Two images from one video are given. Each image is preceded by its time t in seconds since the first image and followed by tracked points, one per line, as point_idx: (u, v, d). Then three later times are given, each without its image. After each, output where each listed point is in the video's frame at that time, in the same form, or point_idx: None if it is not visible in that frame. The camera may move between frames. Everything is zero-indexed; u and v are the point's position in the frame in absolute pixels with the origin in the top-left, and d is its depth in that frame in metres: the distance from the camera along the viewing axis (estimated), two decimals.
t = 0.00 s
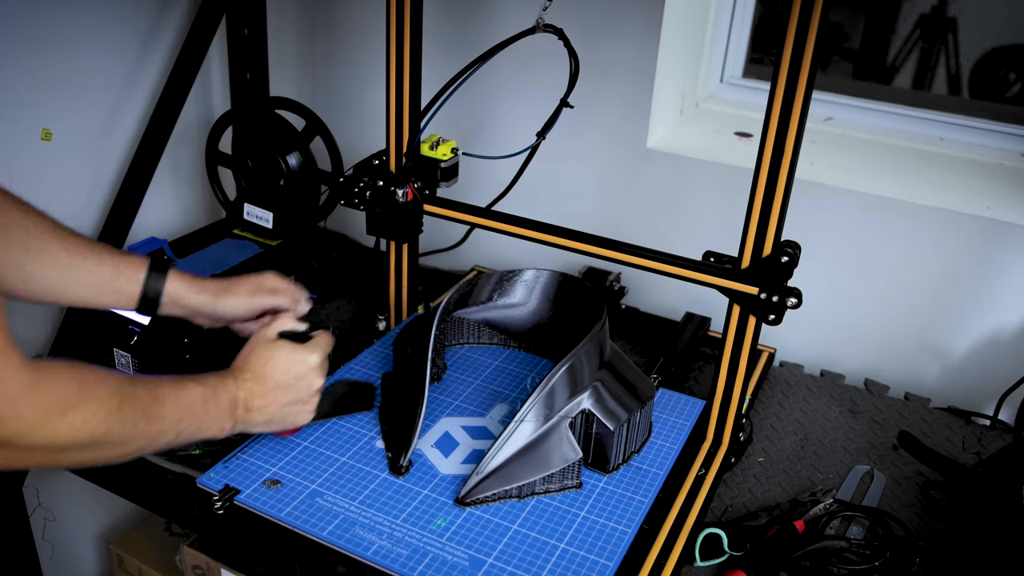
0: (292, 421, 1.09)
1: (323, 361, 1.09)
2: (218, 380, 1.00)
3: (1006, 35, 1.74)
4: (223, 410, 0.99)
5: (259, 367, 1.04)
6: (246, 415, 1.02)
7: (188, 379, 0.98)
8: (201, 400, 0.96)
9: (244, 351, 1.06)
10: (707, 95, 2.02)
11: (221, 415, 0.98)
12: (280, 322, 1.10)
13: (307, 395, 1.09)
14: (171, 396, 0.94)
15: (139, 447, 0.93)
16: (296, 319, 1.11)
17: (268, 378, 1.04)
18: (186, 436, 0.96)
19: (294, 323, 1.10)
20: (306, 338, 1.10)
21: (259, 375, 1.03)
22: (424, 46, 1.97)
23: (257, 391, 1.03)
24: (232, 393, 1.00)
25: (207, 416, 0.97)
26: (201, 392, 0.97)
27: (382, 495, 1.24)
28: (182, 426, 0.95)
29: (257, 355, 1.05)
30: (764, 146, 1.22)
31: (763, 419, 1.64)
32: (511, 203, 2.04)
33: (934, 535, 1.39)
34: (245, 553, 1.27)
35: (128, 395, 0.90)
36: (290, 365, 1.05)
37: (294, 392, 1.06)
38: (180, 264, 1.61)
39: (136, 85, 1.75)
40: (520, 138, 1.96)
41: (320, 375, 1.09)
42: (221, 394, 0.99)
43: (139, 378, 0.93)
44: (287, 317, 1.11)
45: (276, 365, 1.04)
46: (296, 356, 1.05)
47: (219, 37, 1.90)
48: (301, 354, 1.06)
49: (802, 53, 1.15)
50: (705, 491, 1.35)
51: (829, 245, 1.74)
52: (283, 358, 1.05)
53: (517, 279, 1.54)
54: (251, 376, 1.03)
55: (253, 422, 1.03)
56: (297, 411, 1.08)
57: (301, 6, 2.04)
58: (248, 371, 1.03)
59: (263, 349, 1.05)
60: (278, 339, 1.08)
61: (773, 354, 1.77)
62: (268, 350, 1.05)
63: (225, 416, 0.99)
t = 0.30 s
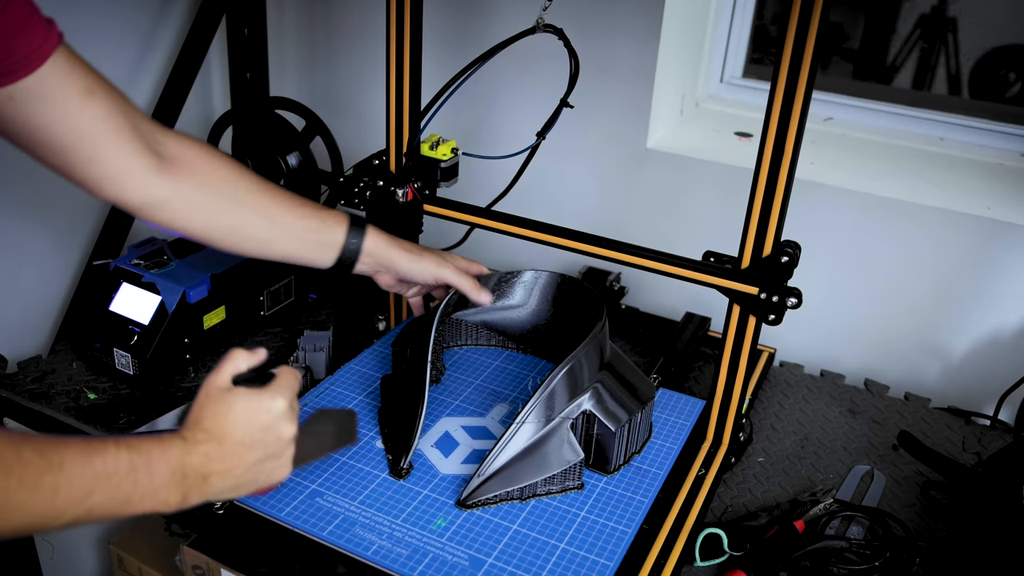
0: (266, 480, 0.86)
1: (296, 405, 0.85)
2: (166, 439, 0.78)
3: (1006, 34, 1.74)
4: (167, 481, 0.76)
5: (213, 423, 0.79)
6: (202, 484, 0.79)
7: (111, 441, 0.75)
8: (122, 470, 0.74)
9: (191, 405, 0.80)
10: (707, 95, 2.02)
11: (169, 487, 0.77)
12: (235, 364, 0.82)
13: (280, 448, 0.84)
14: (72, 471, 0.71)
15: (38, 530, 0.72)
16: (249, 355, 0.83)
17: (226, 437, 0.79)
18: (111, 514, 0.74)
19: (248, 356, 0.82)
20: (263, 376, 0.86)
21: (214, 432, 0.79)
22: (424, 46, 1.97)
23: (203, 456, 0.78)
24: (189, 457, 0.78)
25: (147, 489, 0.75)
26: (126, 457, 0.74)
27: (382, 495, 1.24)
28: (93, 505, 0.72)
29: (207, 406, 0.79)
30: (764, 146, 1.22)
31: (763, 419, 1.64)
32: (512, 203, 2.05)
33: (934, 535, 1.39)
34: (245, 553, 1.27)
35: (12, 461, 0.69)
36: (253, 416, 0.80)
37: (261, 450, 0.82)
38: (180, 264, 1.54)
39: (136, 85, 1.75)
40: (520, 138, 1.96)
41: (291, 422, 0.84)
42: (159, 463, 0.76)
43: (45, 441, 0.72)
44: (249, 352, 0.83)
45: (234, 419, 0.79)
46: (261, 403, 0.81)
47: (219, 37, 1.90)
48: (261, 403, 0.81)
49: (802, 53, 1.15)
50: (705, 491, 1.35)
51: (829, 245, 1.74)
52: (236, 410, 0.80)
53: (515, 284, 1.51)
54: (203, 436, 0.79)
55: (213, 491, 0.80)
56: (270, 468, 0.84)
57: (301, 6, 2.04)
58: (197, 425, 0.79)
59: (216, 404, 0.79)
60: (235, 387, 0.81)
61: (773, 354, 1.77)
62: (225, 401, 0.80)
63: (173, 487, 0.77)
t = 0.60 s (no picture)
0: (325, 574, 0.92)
1: (365, 514, 0.90)
2: (219, 503, 0.87)
3: (1006, 34, 1.74)
4: (208, 547, 0.85)
5: (275, 503, 0.88)
6: (243, 558, 0.86)
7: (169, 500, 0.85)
8: (162, 531, 0.83)
9: (274, 480, 0.90)
10: (707, 95, 2.02)
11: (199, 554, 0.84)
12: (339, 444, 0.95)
13: (334, 553, 0.89)
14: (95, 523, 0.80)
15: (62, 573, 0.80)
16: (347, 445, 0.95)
17: (281, 519, 0.87)
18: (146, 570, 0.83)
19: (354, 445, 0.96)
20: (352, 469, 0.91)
21: (270, 513, 0.87)
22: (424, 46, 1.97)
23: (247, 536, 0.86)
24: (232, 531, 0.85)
25: (187, 549, 0.83)
26: (168, 519, 0.83)
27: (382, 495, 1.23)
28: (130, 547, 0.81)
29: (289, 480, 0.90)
30: (764, 146, 1.22)
31: (763, 419, 1.64)
32: (512, 203, 2.05)
33: (934, 535, 1.39)
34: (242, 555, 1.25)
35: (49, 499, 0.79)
36: (314, 511, 0.87)
37: (314, 547, 0.88)
38: (181, 264, 1.54)
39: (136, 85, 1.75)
40: (520, 138, 1.96)
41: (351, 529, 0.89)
42: (204, 529, 0.84)
43: (91, 489, 0.83)
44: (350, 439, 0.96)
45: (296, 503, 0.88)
46: (327, 501, 0.88)
47: (219, 37, 1.90)
48: (328, 501, 0.88)
49: (803, 53, 1.15)
50: (705, 491, 1.35)
51: (829, 245, 1.74)
52: (301, 488, 0.89)
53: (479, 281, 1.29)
54: (260, 511, 0.87)
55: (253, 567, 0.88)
56: (319, 566, 0.90)
57: (301, 6, 2.04)
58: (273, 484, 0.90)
59: (291, 479, 0.90)
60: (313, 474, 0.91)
61: (773, 353, 1.77)
62: (299, 481, 0.90)
63: (210, 555, 0.85)
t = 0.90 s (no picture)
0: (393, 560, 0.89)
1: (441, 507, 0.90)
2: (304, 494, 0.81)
3: (1006, 35, 1.74)
4: (297, 540, 0.78)
5: (359, 498, 0.84)
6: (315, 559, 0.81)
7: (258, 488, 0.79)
8: (260, 519, 0.76)
9: (347, 476, 0.87)
10: (707, 95, 2.02)
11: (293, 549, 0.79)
12: (407, 429, 0.89)
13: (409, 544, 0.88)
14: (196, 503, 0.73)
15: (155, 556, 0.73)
16: (414, 436, 0.88)
17: (367, 514, 0.84)
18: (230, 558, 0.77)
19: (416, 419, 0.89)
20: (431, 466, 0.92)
21: (357, 509, 0.83)
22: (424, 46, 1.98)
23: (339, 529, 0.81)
24: (324, 524, 0.81)
25: (277, 539, 0.77)
26: (264, 507, 0.77)
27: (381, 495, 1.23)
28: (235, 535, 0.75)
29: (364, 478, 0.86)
30: (764, 146, 1.22)
31: (763, 419, 1.64)
32: (513, 203, 2.05)
33: (934, 535, 1.39)
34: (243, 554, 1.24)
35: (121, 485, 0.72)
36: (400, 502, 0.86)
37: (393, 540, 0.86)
38: (181, 264, 1.54)
39: (136, 85, 1.75)
40: (520, 138, 1.96)
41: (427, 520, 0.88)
42: (295, 520, 0.79)
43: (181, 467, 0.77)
44: (408, 424, 0.89)
45: (379, 497, 0.85)
46: (407, 493, 0.87)
47: (219, 37, 1.90)
48: (409, 495, 0.87)
49: (802, 53, 1.15)
50: (705, 491, 1.35)
51: (829, 246, 1.74)
52: (383, 484, 0.86)
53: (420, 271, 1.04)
54: (346, 507, 0.83)
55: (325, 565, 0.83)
56: (392, 555, 0.88)
57: (301, 7, 2.04)
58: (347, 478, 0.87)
59: (367, 477, 0.86)
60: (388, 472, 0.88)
61: (773, 354, 1.77)
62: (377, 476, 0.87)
63: (299, 548, 0.79)
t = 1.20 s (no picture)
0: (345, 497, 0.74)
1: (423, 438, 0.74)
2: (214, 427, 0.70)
3: (1005, 35, 1.73)
4: (208, 478, 0.69)
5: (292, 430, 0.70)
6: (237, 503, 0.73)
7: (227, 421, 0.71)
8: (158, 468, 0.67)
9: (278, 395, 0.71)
10: (707, 95, 2.02)
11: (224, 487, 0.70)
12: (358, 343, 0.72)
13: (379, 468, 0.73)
14: (205, 445, 0.69)
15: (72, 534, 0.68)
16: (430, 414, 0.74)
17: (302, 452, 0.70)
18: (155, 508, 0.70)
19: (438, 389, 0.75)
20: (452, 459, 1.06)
21: (282, 440, 0.70)
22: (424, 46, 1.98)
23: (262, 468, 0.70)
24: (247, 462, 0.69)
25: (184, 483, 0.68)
26: (160, 450, 0.68)
27: (381, 496, 1.24)
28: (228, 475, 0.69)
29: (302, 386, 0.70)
30: (764, 146, 1.22)
31: (763, 419, 1.64)
32: (514, 203, 2.05)
33: (934, 535, 1.39)
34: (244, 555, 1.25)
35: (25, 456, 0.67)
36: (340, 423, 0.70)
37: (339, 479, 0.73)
38: (181, 264, 1.54)
39: (136, 86, 1.75)
40: (520, 138, 1.96)
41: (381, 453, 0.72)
42: (201, 459, 0.68)
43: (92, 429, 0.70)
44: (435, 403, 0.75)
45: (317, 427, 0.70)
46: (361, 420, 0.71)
47: (219, 37, 1.90)
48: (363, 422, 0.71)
49: (802, 53, 1.15)
50: (705, 491, 1.35)
51: (829, 246, 1.74)
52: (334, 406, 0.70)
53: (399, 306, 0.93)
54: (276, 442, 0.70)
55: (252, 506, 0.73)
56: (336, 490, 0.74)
57: (301, 7, 2.04)
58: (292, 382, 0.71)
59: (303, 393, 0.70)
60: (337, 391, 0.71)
61: (772, 354, 1.78)
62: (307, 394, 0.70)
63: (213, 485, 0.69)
